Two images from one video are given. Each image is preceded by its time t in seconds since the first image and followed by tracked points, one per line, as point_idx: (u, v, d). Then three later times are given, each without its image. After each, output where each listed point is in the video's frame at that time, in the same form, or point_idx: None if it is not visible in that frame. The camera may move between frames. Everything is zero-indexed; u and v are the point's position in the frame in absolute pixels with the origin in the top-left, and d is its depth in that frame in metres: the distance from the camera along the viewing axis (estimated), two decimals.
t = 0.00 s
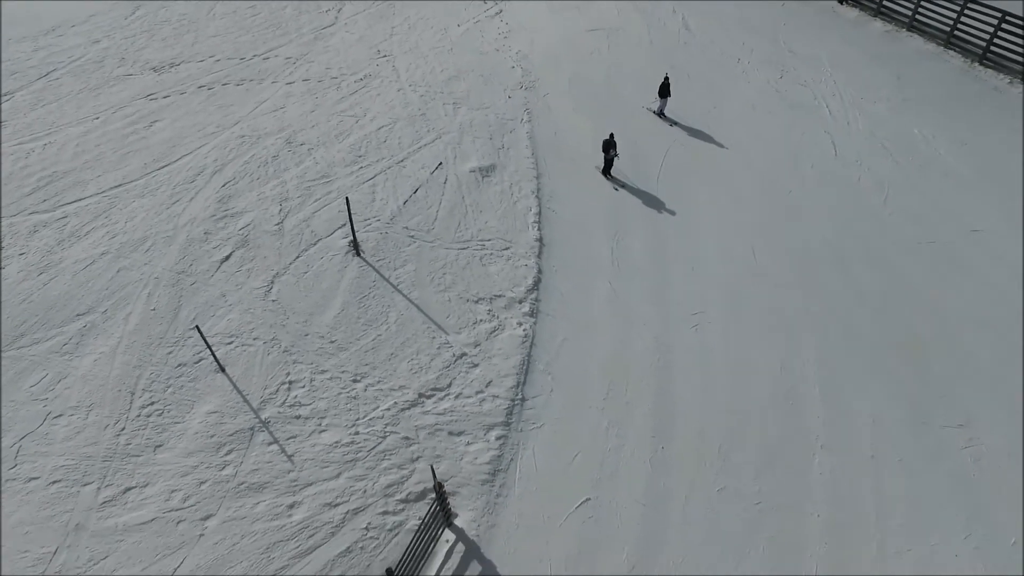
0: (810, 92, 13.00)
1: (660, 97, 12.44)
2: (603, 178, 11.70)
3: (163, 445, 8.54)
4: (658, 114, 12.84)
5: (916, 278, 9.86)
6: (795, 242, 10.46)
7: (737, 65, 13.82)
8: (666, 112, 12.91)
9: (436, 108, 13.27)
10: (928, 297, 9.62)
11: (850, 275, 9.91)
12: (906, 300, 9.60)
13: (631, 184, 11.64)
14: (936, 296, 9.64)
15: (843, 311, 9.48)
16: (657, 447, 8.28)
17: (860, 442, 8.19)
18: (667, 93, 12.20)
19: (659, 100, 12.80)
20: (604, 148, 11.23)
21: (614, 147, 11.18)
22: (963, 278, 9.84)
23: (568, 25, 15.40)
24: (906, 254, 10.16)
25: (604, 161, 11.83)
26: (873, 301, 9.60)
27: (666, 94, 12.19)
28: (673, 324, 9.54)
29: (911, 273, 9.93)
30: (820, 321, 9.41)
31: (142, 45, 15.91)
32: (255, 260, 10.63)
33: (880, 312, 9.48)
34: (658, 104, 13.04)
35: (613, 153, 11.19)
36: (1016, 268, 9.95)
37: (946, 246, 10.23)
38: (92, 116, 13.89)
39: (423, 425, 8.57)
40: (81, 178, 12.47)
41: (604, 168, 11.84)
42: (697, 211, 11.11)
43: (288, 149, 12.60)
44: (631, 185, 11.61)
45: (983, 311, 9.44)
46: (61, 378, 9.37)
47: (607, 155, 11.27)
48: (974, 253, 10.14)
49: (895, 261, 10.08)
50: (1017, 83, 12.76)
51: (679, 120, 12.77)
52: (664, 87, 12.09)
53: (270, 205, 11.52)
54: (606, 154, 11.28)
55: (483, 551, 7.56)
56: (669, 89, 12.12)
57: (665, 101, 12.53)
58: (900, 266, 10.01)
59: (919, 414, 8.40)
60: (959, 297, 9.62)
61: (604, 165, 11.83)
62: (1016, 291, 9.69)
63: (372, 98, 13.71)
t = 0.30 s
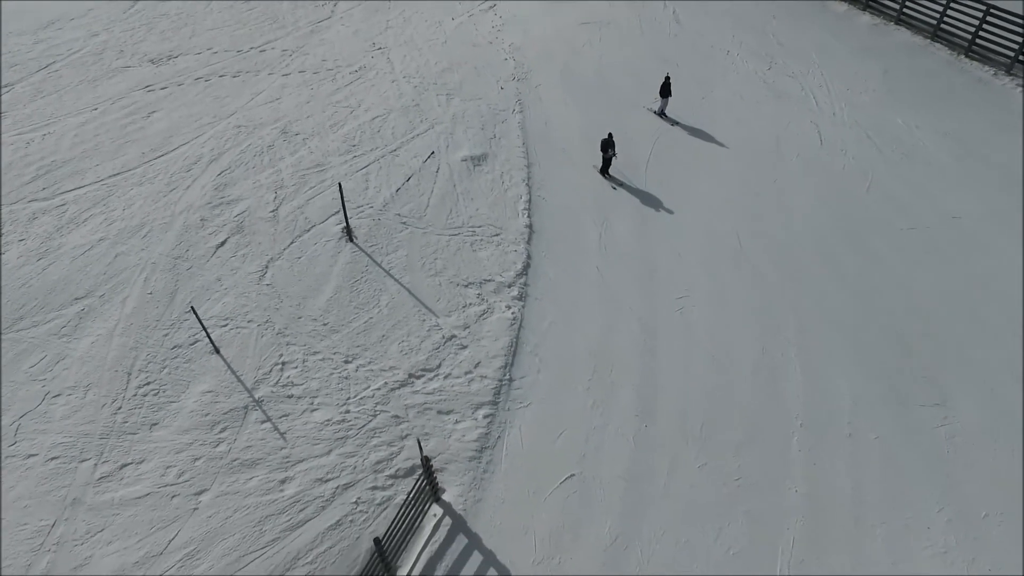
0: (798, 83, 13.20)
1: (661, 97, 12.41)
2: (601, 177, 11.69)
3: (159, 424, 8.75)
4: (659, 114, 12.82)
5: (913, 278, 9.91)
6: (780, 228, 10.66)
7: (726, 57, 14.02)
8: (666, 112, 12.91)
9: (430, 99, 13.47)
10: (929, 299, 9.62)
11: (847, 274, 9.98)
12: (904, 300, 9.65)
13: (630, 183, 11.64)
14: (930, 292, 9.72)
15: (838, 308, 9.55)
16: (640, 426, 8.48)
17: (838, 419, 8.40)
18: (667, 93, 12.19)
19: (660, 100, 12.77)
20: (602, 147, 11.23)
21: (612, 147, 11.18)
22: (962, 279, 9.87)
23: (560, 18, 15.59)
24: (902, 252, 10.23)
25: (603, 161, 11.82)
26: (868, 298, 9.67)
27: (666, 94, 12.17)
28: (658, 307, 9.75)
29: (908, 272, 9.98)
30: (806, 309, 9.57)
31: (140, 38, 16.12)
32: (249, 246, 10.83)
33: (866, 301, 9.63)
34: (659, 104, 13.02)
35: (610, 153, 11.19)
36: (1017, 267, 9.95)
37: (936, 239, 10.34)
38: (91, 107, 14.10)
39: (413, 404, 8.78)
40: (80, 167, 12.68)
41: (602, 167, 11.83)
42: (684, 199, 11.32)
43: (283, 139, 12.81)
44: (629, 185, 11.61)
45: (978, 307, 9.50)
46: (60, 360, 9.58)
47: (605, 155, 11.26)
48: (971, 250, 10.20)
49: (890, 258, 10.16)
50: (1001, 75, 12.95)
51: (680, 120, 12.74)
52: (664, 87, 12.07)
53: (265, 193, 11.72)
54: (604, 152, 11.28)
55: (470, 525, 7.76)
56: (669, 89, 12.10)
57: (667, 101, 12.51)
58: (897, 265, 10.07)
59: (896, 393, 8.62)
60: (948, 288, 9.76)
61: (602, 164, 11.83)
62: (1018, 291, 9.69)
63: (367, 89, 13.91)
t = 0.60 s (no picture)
0: (790, 77, 13.33)
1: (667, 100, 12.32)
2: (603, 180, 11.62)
3: (156, 408, 8.90)
4: (664, 117, 12.73)
5: (909, 274, 9.97)
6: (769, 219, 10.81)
7: (719, 52, 14.16)
8: (672, 114, 12.84)
9: (425, 92, 13.62)
10: (915, 287, 9.78)
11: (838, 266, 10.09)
12: (900, 296, 9.70)
13: (633, 187, 11.56)
14: (917, 280, 9.87)
15: (833, 302, 9.62)
16: (630, 411, 8.62)
17: (824, 404, 8.54)
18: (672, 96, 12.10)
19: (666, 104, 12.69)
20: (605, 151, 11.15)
21: (615, 150, 11.10)
22: (949, 267, 10.02)
23: (556, 13, 15.72)
24: (893, 244, 10.35)
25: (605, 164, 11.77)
26: (862, 292, 9.74)
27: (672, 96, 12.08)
28: (649, 295, 9.89)
29: (903, 267, 10.06)
30: (798, 300, 9.67)
31: (140, 33, 16.26)
32: (246, 236, 10.98)
33: (854, 289, 9.78)
34: (665, 107, 12.95)
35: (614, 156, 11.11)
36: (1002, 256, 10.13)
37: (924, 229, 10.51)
38: (91, 100, 14.24)
39: (406, 389, 8.92)
40: (80, 159, 12.83)
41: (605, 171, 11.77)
42: (675, 190, 11.47)
43: (280, 131, 12.96)
44: (631, 187, 11.56)
45: (963, 294, 9.67)
46: (59, 346, 9.73)
47: (608, 159, 11.19)
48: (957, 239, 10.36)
49: (884, 253, 10.25)
50: (991, 70, 13.11)
51: (686, 123, 12.67)
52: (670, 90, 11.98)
53: (262, 184, 11.87)
54: (607, 157, 11.21)
55: (461, 507, 7.90)
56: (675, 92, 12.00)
57: (672, 103, 12.45)
58: (892, 261, 10.14)
59: (881, 380, 8.76)
60: (934, 276, 9.92)
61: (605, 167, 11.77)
62: (1003, 279, 9.85)
63: (364, 83, 14.06)
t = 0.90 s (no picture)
0: (784, 72, 13.42)
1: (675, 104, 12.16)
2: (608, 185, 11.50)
3: (154, 396, 9.00)
4: (672, 121, 12.59)
5: (903, 267, 10.02)
6: (762, 211, 10.91)
7: (714, 47, 14.25)
8: (680, 118, 12.70)
9: (422, 87, 13.71)
10: (906, 278, 9.88)
11: (829, 258, 10.19)
12: (893, 288, 9.77)
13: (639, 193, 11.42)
14: (907, 271, 9.97)
15: (825, 294, 9.71)
16: (622, 399, 8.71)
17: (813, 392, 8.63)
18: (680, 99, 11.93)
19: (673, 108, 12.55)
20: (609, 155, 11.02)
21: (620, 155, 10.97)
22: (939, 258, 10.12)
23: (553, 9, 15.80)
24: (883, 236, 10.45)
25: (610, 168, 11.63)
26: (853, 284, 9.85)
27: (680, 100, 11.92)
28: (642, 286, 9.99)
29: (896, 261, 10.12)
30: (790, 291, 9.76)
31: (140, 28, 16.36)
32: (244, 227, 11.08)
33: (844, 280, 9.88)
34: (673, 110, 12.81)
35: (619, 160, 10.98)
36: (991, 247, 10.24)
37: (914, 221, 10.61)
38: (91, 95, 14.35)
39: (401, 377, 9.02)
40: (79, 152, 12.94)
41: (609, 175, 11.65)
42: (669, 183, 11.57)
43: (278, 125, 13.06)
44: (636, 193, 11.43)
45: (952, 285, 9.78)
46: (58, 336, 9.84)
47: (613, 163, 11.06)
48: (947, 231, 10.46)
49: (877, 246, 10.32)
50: (985, 64, 13.21)
51: (693, 127, 12.53)
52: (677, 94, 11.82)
53: (260, 177, 11.97)
54: (612, 161, 11.08)
55: (454, 493, 7.99)
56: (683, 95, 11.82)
57: (680, 107, 12.29)
58: (885, 254, 10.21)
59: (871, 369, 8.85)
60: (924, 267, 10.02)
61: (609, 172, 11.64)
62: (992, 270, 9.96)
63: (362, 77, 14.16)
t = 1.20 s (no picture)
0: (780, 68, 13.48)
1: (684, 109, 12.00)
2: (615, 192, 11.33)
3: (152, 388, 9.07)
4: (681, 126, 12.43)
5: (895, 261, 10.09)
6: (756, 206, 10.98)
7: (710, 43, 14.31)
8: (690, 122, 12.54)
9: (420, 83, 13.77)
10: (899, 272, 9.94)
11: (823, 251, 10.26)
12: (885, 282, 9.83)
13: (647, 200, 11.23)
14: (900, 265, 10.04)
15: (817, 287, 9.78)
16: (616, 390, 8.78)
17: (806, 383, 8.70)
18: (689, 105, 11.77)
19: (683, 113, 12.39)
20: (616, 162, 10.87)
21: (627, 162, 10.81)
22: (932, 252, 10.19)
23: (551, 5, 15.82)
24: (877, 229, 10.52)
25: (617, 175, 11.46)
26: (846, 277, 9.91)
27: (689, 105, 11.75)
28: (637, 280, 10.05)
29: (888, 254, 10.18)
30: (783, 284, 9.82)
31: (139, 24, 16.38)
32: (242, 222, 11.15)
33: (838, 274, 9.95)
34: (682, 115, 12.66)
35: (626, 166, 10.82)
36: (983, 241, 10.31)
37: (907, 215, 10.69)
38: (90, 91, 14.41)
39: (396, 369, 9.08)
40: (79, 147, 13.02)
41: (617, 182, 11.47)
42: (665, 178, 11.61)
43: (277, 120, 13.11)
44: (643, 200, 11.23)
45: (944, 278, 9.85)
46: (57, 328, 9.91)
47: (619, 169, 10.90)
48: (940, 225, 10.53)
49: (870, 240, 10.39)
50: (979, 60, 13.27)
51: (703, 132, 12.35)
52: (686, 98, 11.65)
53: (258, 172, 12.04)
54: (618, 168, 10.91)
55: (449, 483, 8.05)
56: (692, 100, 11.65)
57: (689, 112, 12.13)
58: (878, 248, 10.28)
59: (863, 361, 8.91)
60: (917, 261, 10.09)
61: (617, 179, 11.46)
62: (984, 263, 10.03)
63: (360, 74, 14.21)
